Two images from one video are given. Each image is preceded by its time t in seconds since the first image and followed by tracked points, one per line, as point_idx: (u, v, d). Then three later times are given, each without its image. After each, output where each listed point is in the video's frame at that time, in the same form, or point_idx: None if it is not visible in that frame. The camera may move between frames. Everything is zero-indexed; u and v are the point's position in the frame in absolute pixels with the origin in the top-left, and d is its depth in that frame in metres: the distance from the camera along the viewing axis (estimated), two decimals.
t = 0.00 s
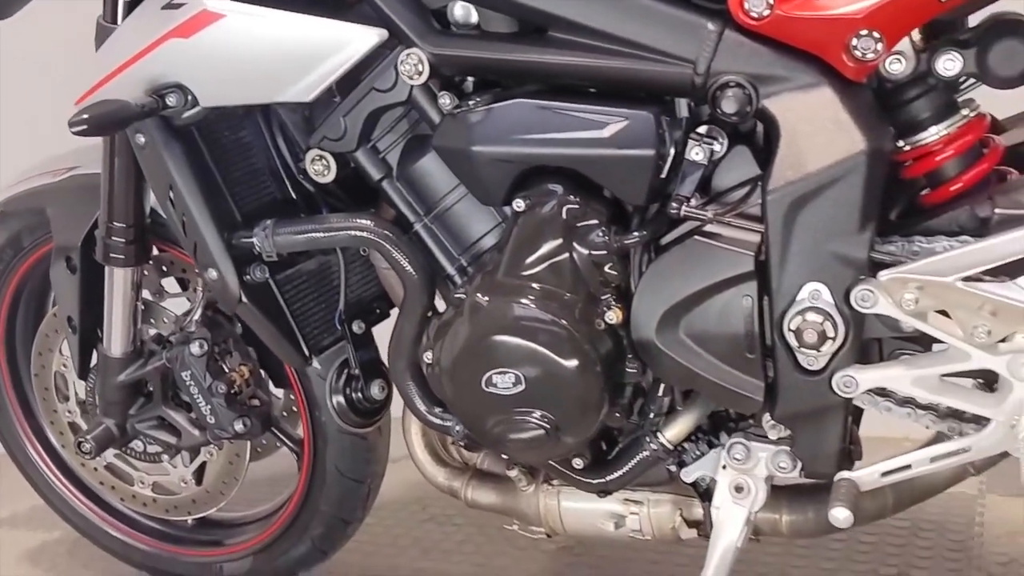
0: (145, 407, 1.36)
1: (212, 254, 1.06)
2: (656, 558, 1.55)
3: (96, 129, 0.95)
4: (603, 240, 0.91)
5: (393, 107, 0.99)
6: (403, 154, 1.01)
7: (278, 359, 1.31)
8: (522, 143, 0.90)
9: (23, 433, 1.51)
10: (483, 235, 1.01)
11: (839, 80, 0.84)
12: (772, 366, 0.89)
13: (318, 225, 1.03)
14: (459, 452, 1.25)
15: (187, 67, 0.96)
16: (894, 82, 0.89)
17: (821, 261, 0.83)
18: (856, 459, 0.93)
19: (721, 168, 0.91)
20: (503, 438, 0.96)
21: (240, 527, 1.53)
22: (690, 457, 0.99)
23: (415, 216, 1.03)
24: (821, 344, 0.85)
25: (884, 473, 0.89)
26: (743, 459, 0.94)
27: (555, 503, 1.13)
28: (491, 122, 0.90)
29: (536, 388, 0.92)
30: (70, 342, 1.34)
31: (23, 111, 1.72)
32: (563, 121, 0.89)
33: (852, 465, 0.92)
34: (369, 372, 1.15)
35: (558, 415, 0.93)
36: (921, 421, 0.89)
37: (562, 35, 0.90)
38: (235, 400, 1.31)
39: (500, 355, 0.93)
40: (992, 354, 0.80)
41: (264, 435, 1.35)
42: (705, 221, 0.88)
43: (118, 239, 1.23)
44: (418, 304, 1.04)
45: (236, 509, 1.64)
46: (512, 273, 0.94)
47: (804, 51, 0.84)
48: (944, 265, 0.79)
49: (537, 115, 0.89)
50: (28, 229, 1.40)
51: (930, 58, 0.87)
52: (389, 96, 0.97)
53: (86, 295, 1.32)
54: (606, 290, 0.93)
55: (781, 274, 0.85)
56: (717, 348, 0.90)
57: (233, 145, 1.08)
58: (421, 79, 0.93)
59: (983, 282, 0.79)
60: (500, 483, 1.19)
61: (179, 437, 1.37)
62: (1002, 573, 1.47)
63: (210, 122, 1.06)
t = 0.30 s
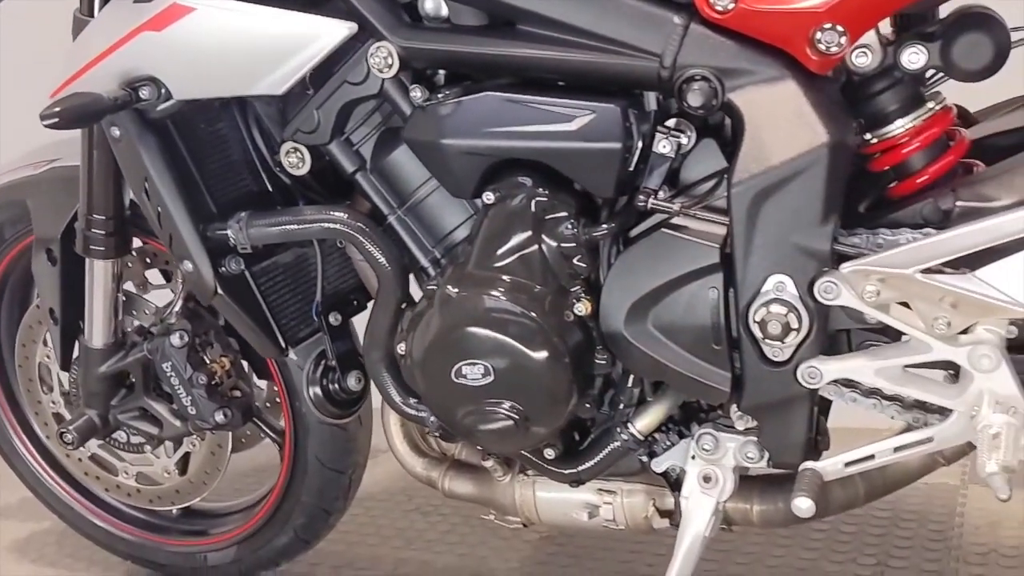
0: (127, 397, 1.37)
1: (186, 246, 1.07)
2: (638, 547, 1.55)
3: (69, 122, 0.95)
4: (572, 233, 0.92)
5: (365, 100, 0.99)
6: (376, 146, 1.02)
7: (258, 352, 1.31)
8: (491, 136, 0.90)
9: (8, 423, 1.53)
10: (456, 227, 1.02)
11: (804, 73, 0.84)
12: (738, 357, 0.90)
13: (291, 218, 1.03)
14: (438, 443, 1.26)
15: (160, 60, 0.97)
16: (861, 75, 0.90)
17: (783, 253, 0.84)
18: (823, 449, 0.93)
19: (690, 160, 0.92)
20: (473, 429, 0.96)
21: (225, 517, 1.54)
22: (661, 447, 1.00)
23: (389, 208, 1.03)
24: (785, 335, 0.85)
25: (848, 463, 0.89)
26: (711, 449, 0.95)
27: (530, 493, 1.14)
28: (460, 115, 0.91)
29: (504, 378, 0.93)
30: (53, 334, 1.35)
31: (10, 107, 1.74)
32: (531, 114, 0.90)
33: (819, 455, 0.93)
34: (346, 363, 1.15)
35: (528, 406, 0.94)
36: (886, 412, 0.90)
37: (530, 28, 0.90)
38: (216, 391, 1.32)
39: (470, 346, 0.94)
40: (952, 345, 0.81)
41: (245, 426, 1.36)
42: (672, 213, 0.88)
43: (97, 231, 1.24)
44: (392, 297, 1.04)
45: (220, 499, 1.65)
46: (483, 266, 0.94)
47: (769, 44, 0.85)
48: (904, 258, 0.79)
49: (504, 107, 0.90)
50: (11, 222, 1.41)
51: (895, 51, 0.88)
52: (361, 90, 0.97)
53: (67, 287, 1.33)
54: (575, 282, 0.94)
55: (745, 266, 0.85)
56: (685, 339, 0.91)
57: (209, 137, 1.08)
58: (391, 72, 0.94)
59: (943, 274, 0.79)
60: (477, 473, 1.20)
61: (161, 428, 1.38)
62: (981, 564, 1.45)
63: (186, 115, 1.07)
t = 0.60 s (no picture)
0: (110, 389, 1.38)
1: (163, 238, 1.08)
2: (619, 538, 1.56)
3: (42, 116, 0.95)
4: (542, 225, 0.93)
5: (338, 93, 1.00)
6: (350, 139, 1.03)
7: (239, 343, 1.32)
8: (460, 129, 0.91)
9: None
10: (429, 220, 1.02)
11: (769, 66, 0.85)
12: (704, 349, 0.91)
13: (265, 210, 1.04)
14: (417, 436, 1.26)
15: (134, 53, 0.98)
16: (829, 69, 0.90)
17: (747, 246, 0.85)
18: (791, 439, 0.94)
19: (659, 153, 0.92)
20: (445, 419, 0.97)
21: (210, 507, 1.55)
22: (632, 438, 1.01)
23: (363, 200, 1.04)
24: (750, 327, 0.86)
25: (813, 453, 0.89)
26: (681, 439, 0.96)
27: (506, 483, 1.15)
28: (430, 108, 0.92)
29: (474, 369, 0.94)
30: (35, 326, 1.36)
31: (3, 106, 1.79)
32: (500, 107, 0.90)
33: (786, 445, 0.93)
34: (323, 355, 1.16)
35: (498, 397, 0.95)
36: (853, 403, 0.90)
37: (500, 23, 0.91)
38: (197, 382, 1.33)
39: (440, 337, 0.94)
40: (914, 337, 0.81)
41: (227, 418, 1.37)
42: (639, 206, 0.89)
43: (78, 224, 1.24)
44: (367, 289, 1.05)
45: (206, 490, 1.66)
46: (454, 258, 0.95)
47: (734, 38, 0.85)
48: (866, 250, 0.80)
49: (473, 101, 0.91)
50: None
51: (861, 45, 0.88)
52: (333, 83, 0.98)
53: (49, 279, 1.34)
54: (545, 275, 0.95)
55: (711, 259, 0.86)
56: (653, 330, 0.92)
57: (185, 131, 1.08)
58: (362, 65, 0.94)
59: (904, 266, 0.80)
60: (453, 465, 1.21)
61: (143, 420, 1.39)
62: (958, 555, 1.45)
63: (162, 108, 1.07)
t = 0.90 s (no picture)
0: (96, 378, 1.39)
1: (143, 229, 1.09)
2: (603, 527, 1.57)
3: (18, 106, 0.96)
4: (515, 215, 0.94)
5: (315, 84, 1.01)
6: (328, 130, 1.04)
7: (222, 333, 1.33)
8: (433, 119, 0.92)
9: None
10: (406, 210, 1.03)
11: (736, 57, 0.86)
12: (674, 337, 0.92)
13: (244, 201, 1.05)
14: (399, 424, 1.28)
15: (111, 44, 0.99)
16: (797, 60, 0.91)
17: (714, 235, 0.86)
18: (762, 427, 0.95)
19: (630, 144, 0.94)
20: (420, 407, 0.98)
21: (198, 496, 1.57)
22: (607, 425, 1.02)
23: (341, 190, 1.04)
24: (717, 315, 0.87)
25: (781, 440, 0.90)
26: (653, 426, 0.97)
27: (485, 471, 1.16)
28: (403, 99, 0.93)
29: (447, 357, 0.95)
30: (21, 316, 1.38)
31: None
32: (473, 98, 0.91)
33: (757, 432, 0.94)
34: (304, 345, 1.17)
35: (472, 385, 0.96)
36: (821, 390, 0.91)
37: (473, 14, 0.92)
38: (181, 372, 1.34)
39: (414, 325, 0.95)
40: (878, 324, 0.82)
41: (212, 408, 1.38)
42: (611, 195, 0.90)
43: (62, 215, 1.25)
44: (345, 278, 1.06)
45: (193, 479, 1.67)
46: (429, 248, 0.96)
47: (702, 29, 0.86)
48: (829, 239, 0.81)
49: (446, 92, 0.92)
50: None
51: (828, 36, 0.89)
52: (309, 74, 0.99)
53: (33, 269, 1.36)
54: (519, 265, 0.96)
55: (679, 247, 0.87)
56: (625, 319, 0.93)
57: (165, 122, 1.10)
58: (336, 57, 0.95)
59: (867, 255, 0.80)
60: (434, 453, 1.22)
61: (129, 410, 1.40)
62: (937, 543, 1.44)
63: (142, 99, 1.08)
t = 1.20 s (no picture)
0: (79, 366, 1.40)
1: (121, 217, 1.10)
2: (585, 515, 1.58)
3: None
4: (485, 203, 0.95)
5: (289, 74, 1.02)
6: (303, 119, 1.05)
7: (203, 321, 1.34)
8: (404, 108, 0.93)
9: None
10: (380, 198, 1.04)
11: (701, 46, 0.87)
12: (641, 323, 0.93)
13: (219, 189, 1.06)
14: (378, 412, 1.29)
15: (88, 33, 1.00)
16: (765, 49, 0.92)
17: (679, 222, 0.87)
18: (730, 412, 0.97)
19: (599, 133, 0.95)
20: (393, 393, 0.99)
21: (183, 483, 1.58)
22: (578, 411, 1.03)
23: (316, 178, 1.06)
24: (683, 301, 0.88)
25: (745, 424, 0.91)
26: (623, 412, 0.99)
27: (461, 457, 1.17)
28: (374, 87, 0.94)
29: (418, 343, 0.96)
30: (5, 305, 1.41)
31: None
32: (443, 86, 0.92)
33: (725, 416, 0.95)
34: (281, 332, 1.17)
35: (444, 371, 0.97)
36: (787, 375, 0.92)
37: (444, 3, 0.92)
38: (163, 359, 1.35)
39: (385, 311, 0.97)
40: (839, 309, 0.83)
41: (195, 395, 1.39)
42: (578, 183, 0.91)
43: (44, 204, 1.26)
44: (320, 265, 1.06)
45: (179, 467, 1.68)
46: (402, 235, 0.97)
47: (667, 19, 0.87)
48: (789, 225, 0.82)
49: (416, 81, 0.93)
50: None
51: (794, 26, 0.90)
52: (284, 64, 1.00)
53: (16, 255, 1.39)
54: (490, 252, 0.97)
55: (645, 234, 0.88)
56: (594, 306, 0.94)
57: (144, 112, 1.11)
58: (309, 46, 0.97)
59: (826, 242, 0.81)
60: (412, 439, 1.23)
61: (112, 398, 1.41)
62: (913, 530, 1.45)
63: (121, 88, 1.09)
